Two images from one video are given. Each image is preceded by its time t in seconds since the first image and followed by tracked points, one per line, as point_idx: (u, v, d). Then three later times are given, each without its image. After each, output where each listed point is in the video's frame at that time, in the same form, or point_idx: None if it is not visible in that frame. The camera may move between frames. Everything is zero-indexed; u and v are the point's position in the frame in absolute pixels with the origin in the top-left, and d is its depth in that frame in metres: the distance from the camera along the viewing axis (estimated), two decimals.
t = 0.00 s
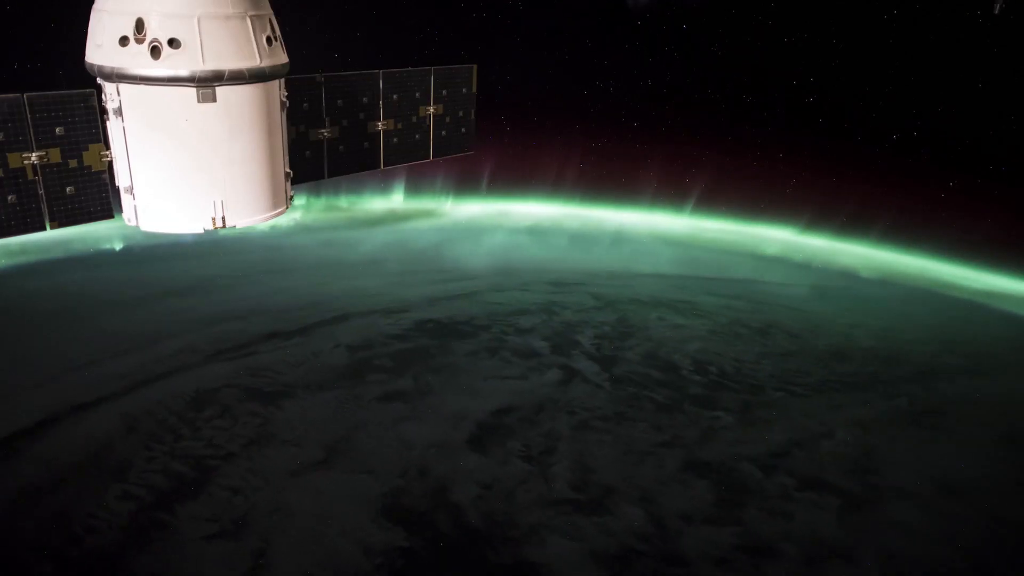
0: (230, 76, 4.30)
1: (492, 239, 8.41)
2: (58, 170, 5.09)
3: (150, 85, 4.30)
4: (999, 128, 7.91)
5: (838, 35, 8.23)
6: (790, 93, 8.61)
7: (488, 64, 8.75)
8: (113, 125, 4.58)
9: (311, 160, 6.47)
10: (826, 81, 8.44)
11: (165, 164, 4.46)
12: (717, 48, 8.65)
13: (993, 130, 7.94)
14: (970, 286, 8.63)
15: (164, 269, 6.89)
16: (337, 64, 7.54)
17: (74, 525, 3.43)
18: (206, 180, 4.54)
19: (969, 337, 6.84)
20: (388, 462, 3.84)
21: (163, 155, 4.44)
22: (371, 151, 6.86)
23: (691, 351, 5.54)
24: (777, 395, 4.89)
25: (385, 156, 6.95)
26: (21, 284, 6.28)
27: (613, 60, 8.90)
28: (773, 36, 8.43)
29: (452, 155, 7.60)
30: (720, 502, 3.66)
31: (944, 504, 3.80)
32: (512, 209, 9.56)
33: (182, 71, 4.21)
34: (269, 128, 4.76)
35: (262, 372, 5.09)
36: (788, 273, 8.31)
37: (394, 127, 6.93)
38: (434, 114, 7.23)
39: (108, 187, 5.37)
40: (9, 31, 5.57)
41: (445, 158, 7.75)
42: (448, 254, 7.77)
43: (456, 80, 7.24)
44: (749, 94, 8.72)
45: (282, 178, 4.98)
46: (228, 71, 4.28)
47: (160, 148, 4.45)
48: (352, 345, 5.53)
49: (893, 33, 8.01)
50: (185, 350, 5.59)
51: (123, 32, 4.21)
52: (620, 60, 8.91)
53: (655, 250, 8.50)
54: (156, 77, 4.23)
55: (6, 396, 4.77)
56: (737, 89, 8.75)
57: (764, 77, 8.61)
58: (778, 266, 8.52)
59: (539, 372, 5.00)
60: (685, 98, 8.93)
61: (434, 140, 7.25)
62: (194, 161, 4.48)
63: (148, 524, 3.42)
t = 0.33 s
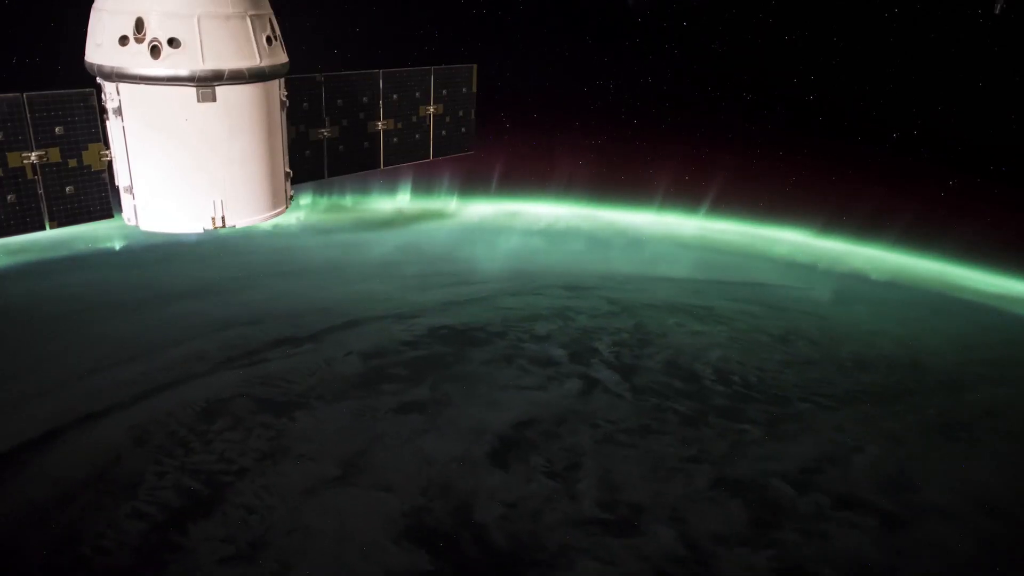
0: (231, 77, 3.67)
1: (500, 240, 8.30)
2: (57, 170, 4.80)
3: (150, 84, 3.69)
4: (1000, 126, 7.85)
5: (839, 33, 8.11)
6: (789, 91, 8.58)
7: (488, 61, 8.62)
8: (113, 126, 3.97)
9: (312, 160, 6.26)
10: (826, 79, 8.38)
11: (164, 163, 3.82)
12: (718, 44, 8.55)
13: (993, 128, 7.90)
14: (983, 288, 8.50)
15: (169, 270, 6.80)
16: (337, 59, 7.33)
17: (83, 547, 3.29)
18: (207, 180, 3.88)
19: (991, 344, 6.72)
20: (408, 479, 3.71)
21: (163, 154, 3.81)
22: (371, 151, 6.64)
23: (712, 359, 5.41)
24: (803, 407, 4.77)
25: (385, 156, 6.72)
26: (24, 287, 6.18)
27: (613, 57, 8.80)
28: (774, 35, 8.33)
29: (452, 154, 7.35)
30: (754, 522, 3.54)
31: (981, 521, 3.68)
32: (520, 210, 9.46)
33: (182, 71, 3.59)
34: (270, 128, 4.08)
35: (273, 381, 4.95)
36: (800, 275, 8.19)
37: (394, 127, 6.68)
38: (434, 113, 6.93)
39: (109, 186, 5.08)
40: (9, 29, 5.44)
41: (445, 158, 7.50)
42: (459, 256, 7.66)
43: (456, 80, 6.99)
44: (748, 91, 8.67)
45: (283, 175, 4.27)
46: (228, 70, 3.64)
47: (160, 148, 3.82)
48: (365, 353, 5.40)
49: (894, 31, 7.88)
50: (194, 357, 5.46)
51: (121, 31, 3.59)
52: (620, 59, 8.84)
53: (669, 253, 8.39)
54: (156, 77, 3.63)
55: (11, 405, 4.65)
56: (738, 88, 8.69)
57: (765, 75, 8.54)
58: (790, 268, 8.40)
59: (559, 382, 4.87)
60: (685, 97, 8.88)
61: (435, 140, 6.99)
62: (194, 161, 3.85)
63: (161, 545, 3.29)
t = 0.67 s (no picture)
0: (229, 76, 3.85)
1: (511, 242, 8.19)
2: (57, 169, 4.75)
3: (148, 83, 3.86)
4: (999, 126, 7.96)
5: (839, 31, 8.09)
6: (790, 91, 8.51)
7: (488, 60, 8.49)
8: (113, 126, 4.14)
9: (312, 159, 6.15)
10: (827, 78, 8.34)
11: (164, 163, 4.02)
12: (718, 44, 8.46)
13: (993, 128, 8.00)
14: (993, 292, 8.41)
15: (175, 272, 6.70)
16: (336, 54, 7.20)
17: (93, 570, 3.17)
18: (205, 180, 4.07)
19: (1013, 351, 6.61)
20: (430, 496, 3.58)
21: (162, 154, 4.00)
22: (371, 152, 6.52)
23: (734, 368, 5.30)
24: (831, 419, 4.65)
25: (385, 156, 6.60)
26: (25, 291, 6.09)
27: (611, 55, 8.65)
28: (775, 31, 8.27)
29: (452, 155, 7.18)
30: (790, 544, 3.42)
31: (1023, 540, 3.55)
32: (528, 211, 9.36)
33: (181, 70, 3.76)
34: (269, 128, 4.28)
35: (285, 391, 4.82)
36: (812, 278, 8.10)
37: (394, 126, 6.56)
38: (434, 113, 6.79)
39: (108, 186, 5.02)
40: (8, 29, 5.31)
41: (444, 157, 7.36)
42: (470, 259, 7.55)
43: (456, 80, 6.82)
44: (749, 89, 8.60)
45: (283, 175, 4.48)
46: (227, 70, 3.82)
47: (159, 147, 4.01)
48: (378, 360, 5.26)
49: (895, 30, 7.90)
50: (203, 364, 5.33)
51: (121, 31, 3.77)
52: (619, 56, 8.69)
53: (682, 256, 8.28)
54: (156, 77, 3.79)
55: (16, 417, 4.52)
56: (738, 87, 8.61)
57: (766, 74, 8.48)
58: (803, 270, 8.29)
59: (580, 392, 4.73)
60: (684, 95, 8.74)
61: (435, 140, 6.84)
62: (193, 161, 4.03)
63: (174, 568, 3.17)
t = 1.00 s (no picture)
0: (228, 76, 4.01)
1: (521, 244, 8.07)
2: (57, 169, 4.80)
3: (149, 83, 4.01)
4: (1000, 123, 7.82)
5: (840, 29, 7.97)
6: (790, 91, 8.43)
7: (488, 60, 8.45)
8: (113, 125, 4.28)
9: (312, 159, 6.11)
10: (826, 76, 8.23)
11: (163, 163, 4.17)
12: (717, 41, 8.38)
13: (995, 125, 7.86)
14: (1013, 297, 8.27)
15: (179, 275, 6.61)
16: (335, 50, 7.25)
17: None
18: (204, 180, 4.24)
19: None
20: (453, 514, 3.46)
21: (162, 153, 4.16)
22: (371, 153, 6.50)
23: (757, 378, 5.18)
24: (860, 433, 4.54)
25: (385, 157, 6.58)
26: (29, 295, 6.03)
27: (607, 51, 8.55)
28: (775, 29, 8.18)
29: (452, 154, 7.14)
30: (827, 568, 3.31)
31: None
32: (538, 212, 9.25)
33: (181, 69, 3.92)
34: (269, 129, 4.44)
35: (299, 401, 4.69)
36: (829, 282, 7.99)
37: (394, 126, 6.54)
38: (434, 113, 6.77)
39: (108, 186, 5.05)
40: (9, 29, 5.32)
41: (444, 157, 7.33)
42: (480, 263, 7.42)
43: (456, 80, 6.80)
44: (749, 86, 8.49)
45: (282, 175, 4.65)
46: (227, 69, 3.99)
47: (160, 147, 4.16)
48: (393, 369, 5.13)
49: (897, 26, 7.79)
50: (213, 372, 5.19)
51: (123, 31, 3.93)
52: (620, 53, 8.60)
53: (694, 259, 8.15)
54: (156, 76, 3.94)
55: (21, 429, 4.39)
56: (738, 84, 8.52)
57: (765, 72, 8.40)
58: (818, 273, 8.18)
59: (602, 403, 4.61)
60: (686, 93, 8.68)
61: (435, 140, 6.82)
62: (193, 161, 4.19)
63: None
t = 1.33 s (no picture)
0: (228, 75, 4.57)
1: (533, 246, 7.92)
2: (56, 168, 5.22)
3: (149, 82, 4.56)
4: (1005, 124, 8.55)
5: (843, 29, 8.90)
6: (788, 85, 9.33)
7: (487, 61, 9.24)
8: (112, 124, 4.89)
9: (311, 159, 6.59)
10: (827, 74, 9.14)
11: (164, 162, 4.78)
12: (719, 39, 9.31)
13: (998, 125, 8.57)
14: None
15: (184, 278, 6.54)
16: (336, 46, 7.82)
17: None
18: (204, 179, 4.85)
19: None
20: (480, 536, 3.36)
21: (162, 154, 4.76)
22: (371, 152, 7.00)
23: (783, 389, 5.06)
24: (891, 446, 4.42)
25: (385, 156, 7.11)
26: (32, 298, 5.97)
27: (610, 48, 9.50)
28: (777, 27, 9.10)
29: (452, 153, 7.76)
30: None
31: None
32: (549, 213, 9.12)
33: (180, 69, 4.47)
34: (269, 129, 5.07)
35: (312, 413, 4.55)
36: (846, 286, 7.82)
37: (394, 126, 7.06)
38: (434, 113, 7.36)
39: (105, 183, 5.51)
40: (9, 27, 5.59)
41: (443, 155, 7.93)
42: (492, 266, 7.29)
43: (456, 80, 7.37)
44: (749, 86, 9.44)
45: (281, 176, 5.31)
46: (226, 69, 4.55)
47: (160, 147, 4.75)
48: (408, 378, 4.99)
49: (902, 26, 8.70)
50: (223, 381, 5.06)
51: (123, 31, 4.48)
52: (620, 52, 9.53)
53: (707, 261, 8.03)
54: (156, 75, 4.49)
55: (25, 445, 4.23)
56: (740, 82, 9.44)
57: (766, 72, 9.32)
58: (835, 278, 8.01)
59: (625, 415, 4.49)
60: (684, 91, 9.58)
61: (434, 140, 7.41)
62: (193, 161, 4.79)
63: None
